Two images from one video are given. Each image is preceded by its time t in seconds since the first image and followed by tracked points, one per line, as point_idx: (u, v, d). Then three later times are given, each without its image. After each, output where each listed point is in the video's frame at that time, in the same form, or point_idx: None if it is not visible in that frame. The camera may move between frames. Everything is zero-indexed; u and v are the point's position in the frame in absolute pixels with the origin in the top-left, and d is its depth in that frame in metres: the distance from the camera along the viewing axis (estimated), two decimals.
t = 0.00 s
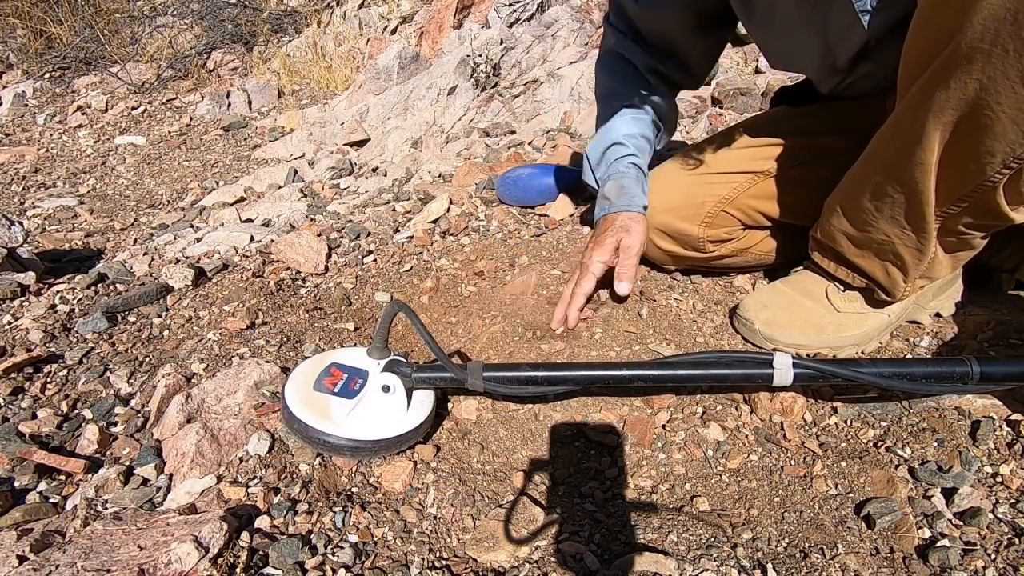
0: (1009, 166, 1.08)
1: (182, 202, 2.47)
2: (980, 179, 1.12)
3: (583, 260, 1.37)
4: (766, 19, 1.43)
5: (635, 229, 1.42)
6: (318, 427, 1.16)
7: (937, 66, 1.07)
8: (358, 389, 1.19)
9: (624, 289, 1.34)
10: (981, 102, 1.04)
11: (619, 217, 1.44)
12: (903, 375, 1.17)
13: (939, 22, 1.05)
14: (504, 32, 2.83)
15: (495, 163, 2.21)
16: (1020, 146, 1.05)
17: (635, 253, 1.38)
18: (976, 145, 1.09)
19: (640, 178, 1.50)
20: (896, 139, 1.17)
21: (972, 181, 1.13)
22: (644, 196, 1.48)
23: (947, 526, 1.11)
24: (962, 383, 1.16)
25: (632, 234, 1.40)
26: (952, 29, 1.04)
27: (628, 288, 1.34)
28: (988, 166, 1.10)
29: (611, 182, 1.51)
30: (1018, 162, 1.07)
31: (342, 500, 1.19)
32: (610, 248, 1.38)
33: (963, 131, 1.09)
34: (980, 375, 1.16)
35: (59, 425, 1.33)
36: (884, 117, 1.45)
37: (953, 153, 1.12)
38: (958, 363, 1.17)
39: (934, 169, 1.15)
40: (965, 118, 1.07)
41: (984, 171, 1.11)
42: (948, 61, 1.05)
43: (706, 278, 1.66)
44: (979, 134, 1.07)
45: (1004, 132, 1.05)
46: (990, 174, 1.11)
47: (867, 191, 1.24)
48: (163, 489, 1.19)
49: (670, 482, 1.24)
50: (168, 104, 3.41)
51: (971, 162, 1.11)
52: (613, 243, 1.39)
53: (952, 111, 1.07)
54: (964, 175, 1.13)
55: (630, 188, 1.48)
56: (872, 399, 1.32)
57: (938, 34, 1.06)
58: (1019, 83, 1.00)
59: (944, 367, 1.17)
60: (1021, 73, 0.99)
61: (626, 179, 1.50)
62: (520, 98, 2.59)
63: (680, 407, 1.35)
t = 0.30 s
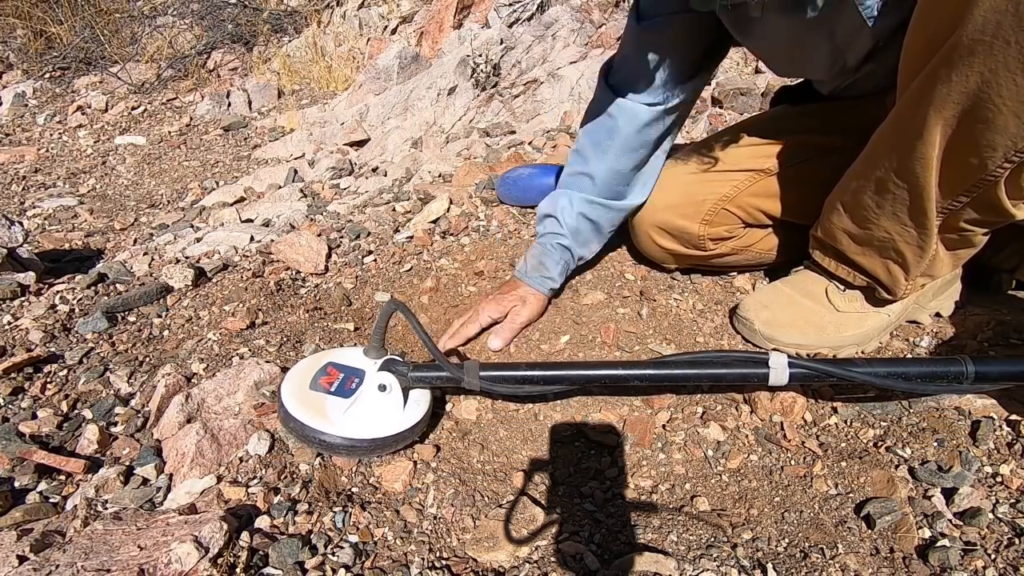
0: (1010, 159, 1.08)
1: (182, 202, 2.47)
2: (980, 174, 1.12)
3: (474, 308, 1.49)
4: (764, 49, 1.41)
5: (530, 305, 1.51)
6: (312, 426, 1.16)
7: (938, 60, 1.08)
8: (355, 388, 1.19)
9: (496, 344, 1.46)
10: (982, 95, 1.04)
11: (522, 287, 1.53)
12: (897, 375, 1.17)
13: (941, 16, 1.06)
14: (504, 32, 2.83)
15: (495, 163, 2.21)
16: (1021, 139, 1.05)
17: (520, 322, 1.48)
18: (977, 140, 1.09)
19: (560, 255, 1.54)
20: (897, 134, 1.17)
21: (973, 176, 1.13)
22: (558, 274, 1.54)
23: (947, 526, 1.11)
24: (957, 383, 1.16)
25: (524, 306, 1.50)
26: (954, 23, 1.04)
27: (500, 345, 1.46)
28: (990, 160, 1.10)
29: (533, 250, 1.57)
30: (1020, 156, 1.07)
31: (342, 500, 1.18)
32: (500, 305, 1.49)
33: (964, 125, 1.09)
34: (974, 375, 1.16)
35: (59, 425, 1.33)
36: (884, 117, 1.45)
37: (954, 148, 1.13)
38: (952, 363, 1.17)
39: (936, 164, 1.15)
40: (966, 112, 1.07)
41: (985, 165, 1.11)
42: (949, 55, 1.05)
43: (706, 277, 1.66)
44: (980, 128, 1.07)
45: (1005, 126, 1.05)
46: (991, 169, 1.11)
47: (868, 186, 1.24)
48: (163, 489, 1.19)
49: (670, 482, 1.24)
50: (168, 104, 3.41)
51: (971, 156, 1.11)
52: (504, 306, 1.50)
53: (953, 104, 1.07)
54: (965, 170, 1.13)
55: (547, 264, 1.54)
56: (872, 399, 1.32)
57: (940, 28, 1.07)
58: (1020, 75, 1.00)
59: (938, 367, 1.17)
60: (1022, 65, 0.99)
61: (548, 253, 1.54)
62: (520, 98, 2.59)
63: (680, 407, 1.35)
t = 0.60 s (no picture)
0: (996, 165, 1.09)
1: (182, 202, 2.47)
2: (967, 179, 1.13)
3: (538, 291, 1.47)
4: (756, 43, 1.43)
5: (594, 286, 1.51)
6: (287, 427, 1.16)
7: (918, 69, 1.08)
8: (330, 387, 1.19)
9: (554, 328, 1.49)
10: (964, 104, 1.04)
11: (583, 266, 1.52)
12: (874, 378, 1.17)
13: (920, 26, 1.06)
14: (504, 32, 2.83)
15: (495, 163, 2.21)
16: (1005, 145, 1.06)
17: (585, 305, 1.50)
18: (962, 146, 1.09)
19: (614, 231, 1.54)
20: (883, 141, 1.17)
21: (960, 181, 1.13)
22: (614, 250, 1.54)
23: (947, 525, 1.11)
24: (933, 386, 1.17)
25: (591, 287, 1.51)
26: (931, 33, 1.04)
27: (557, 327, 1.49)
28: (975, 166, 1.10)
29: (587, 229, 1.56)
30: (1006, 161, 1.08)
31: (342, 500, 1.18)
32: (566, 290, 1.48)
33: (947, 132, 1.09)
34: (949, 379, 1.16)
35: (59, 425, 1.32)
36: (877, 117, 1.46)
37: (939, 154, 1.13)
38: (928, 366, 1.16)
39: (922, 170, 1.15)
40: (949, 119, 1.07)
41: (971, 171, 1.11)
42: (929, 65, 1.06)
43: (706, 278, 1.66)
44: (964, 135, 1.08)
45: (988, 132, 1.05)
46: (977, 175, 1.11)
47: (858, 192, 1.24)
48: (163, 489, 1.19)
49: (670, 482, 1.24)
50: (169, 104, 3.41)
51: (957, 162, 1.11)
52: (569, 288, 1.48)
53: (935, 113, 1.08)
54: (952, 175, 1.14)
55: (603, 241, 1.53)
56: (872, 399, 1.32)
57: (918, 38, 1.07)
58: (1000, 84, 1.00)
59: (913, 371, 1.17)
60: (1001, 74, 1.00)
61: (602, 230, 1.54)
62: (520, 98, 2.59)
63: (680, 407, 1.35)
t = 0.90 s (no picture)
0: (1003, 162, 1.09)
1: (182, 202, 2.47)
2: (974, 177, 1.13)
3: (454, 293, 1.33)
4: (758, 47, 1.41)
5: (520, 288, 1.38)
6: (287, 428, 1.16)
7: (927, 65, 1.08)
8: (330, 388, 1.19)
9: (478, 331, 1.29)
10: (973, 100, 1.05)
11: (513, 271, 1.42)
12: (873, 378, 1.16)
13: (929, 21, 1.06)
14: (504, 32, 2.84)
15: (495, 163, 2.21)
16: (1013, 141, 1.06)
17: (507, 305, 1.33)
18: (970, 143, 1.09)
19: (551, 236, 1.48)
20: (890, 138, 1.17)
21: (967, 178, 1.14)
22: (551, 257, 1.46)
23: (947, 525, 1.11)
24: (933, 386, 1.17)
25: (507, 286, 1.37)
26: (941, 29, 1.05)
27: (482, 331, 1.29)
28: (982, 163, 1.10)
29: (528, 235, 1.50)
30: (1013, 158, 1.08)
31: (342, 500, 1.18)
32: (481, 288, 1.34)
33: (955, 129, 1.09)
34: (950, 379, 1.16)
35: (59, 425, 1.32)
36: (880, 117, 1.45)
37: (946, 151, 1.13)
38: (928, 367, 1.16)
39: (929, 168, 1.15)
40: (957, 116, 1.08)
41: (978, 168, 1.11)
42: (938, 60, 1.06)
43: (706, 277, 1.66)
44: (972, 131, 1.08)
45: (997, 129, 1.06)
46: (984, 172, 1.11)
47: (862, 190, 1.24)
48: (163, 489, 1.19)
49: (670, 482, 1.24)
50: (169, 104, 3.41)
51: (965, 159, 1.12)
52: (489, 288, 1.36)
53: (944, 109, 1.08)
54: (958, 172, 1.14)
55: (537, 247, 1.46)
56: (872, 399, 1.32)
57: (927, 34, 1.07)
58: (1010, 79, 1.01)
59: (914, 371, 1.17)
60: (1011, 70, 1.00)
61: (538, 237, 1.48)
62: (520, 98, 2.59)
63: (680, 407, 1.35)
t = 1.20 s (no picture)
0: (999, 157, 1.08)
1: (182, 202, 2.47)
2: (970, 173, 1.12)
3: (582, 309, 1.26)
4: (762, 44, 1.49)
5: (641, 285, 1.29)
6: (287, 426, 1.16)
7: (920, 62, 1.08)
8: (330, 388, 1.19)
9: (627, 344, 1.22)
10: (966, 96, 1.04)
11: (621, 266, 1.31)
12: (873, 380, 1.16)
13: (922, 17, 1.06)
14: (504, 32, 2.84)
15: (495, 163, 2.21)
16: (1008, 136, 1.05)
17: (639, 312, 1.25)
18: (964, 139, 1.08)
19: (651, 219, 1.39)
20: (886, 135, 1.17)
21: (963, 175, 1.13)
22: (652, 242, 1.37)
23: (947, 526, 1.11)
24: (932, 388, 1.16)
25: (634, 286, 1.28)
26: (933, 25, 1.04)
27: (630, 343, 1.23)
28: (978, 159, 1.09)
29: (619, 225, 1.38)
30: (1008, 154, 1.07)
31: (342, 500, 1.18)
32: (610, 300, 1.25)
33: (950, 125, 1.09)
34: (949, 381, 1.15)
35: (59, 425, 1.32)
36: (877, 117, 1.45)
37: (942, 148, 1.12)
38: (927, 368, 1.16)
39: (925, 165, 1.15)
40: (951, 112, 1.07)
41: (974, 164, 1.10)
42: (931, 56, 1.06)
43: (706, 277, 1.66)
44: (965, 127, 1.07)
45: (991, 124, 1.05)
46: (980, 168, 1.10)
47: (861, 188, 1.24)
48: (163, 489, 1.19)
49: (670, 482, 1.24)
50: (169, 105, 3.41)
51: (960, 156, 1.11)
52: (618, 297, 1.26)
53: (938, 105, 1.07)
54: (954, 169, 1.13)
55: (640, 235, 1.36)
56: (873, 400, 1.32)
57: (920, 30, 1.07)
58: (1002, 74, 1.00)
59: (912, 372, 1.16)
60: (1003, 64, 0.99)
61: (638, 223, 1.37)
62: (520, 98, 2.59)
63: (680, 407, 1.35)
